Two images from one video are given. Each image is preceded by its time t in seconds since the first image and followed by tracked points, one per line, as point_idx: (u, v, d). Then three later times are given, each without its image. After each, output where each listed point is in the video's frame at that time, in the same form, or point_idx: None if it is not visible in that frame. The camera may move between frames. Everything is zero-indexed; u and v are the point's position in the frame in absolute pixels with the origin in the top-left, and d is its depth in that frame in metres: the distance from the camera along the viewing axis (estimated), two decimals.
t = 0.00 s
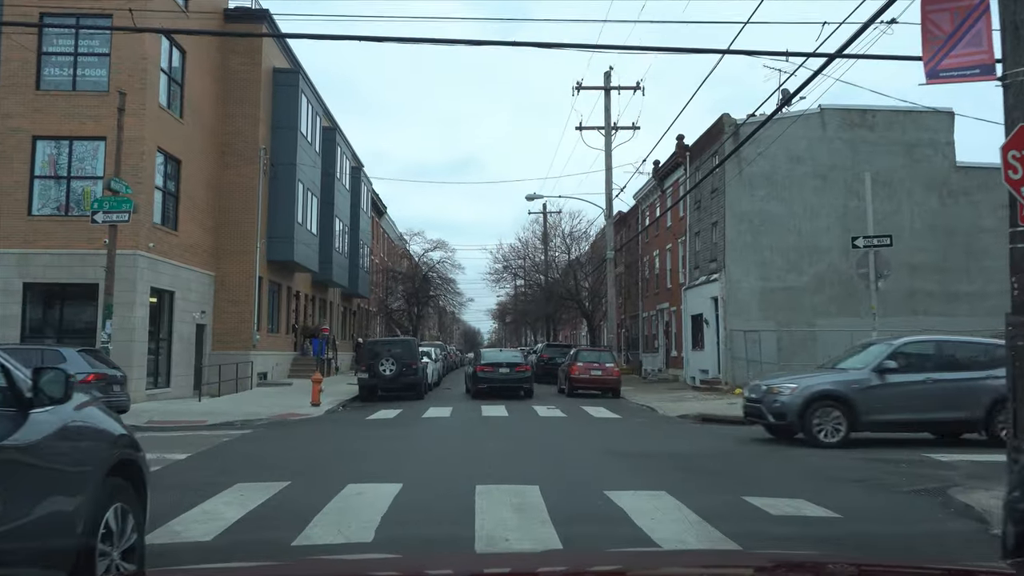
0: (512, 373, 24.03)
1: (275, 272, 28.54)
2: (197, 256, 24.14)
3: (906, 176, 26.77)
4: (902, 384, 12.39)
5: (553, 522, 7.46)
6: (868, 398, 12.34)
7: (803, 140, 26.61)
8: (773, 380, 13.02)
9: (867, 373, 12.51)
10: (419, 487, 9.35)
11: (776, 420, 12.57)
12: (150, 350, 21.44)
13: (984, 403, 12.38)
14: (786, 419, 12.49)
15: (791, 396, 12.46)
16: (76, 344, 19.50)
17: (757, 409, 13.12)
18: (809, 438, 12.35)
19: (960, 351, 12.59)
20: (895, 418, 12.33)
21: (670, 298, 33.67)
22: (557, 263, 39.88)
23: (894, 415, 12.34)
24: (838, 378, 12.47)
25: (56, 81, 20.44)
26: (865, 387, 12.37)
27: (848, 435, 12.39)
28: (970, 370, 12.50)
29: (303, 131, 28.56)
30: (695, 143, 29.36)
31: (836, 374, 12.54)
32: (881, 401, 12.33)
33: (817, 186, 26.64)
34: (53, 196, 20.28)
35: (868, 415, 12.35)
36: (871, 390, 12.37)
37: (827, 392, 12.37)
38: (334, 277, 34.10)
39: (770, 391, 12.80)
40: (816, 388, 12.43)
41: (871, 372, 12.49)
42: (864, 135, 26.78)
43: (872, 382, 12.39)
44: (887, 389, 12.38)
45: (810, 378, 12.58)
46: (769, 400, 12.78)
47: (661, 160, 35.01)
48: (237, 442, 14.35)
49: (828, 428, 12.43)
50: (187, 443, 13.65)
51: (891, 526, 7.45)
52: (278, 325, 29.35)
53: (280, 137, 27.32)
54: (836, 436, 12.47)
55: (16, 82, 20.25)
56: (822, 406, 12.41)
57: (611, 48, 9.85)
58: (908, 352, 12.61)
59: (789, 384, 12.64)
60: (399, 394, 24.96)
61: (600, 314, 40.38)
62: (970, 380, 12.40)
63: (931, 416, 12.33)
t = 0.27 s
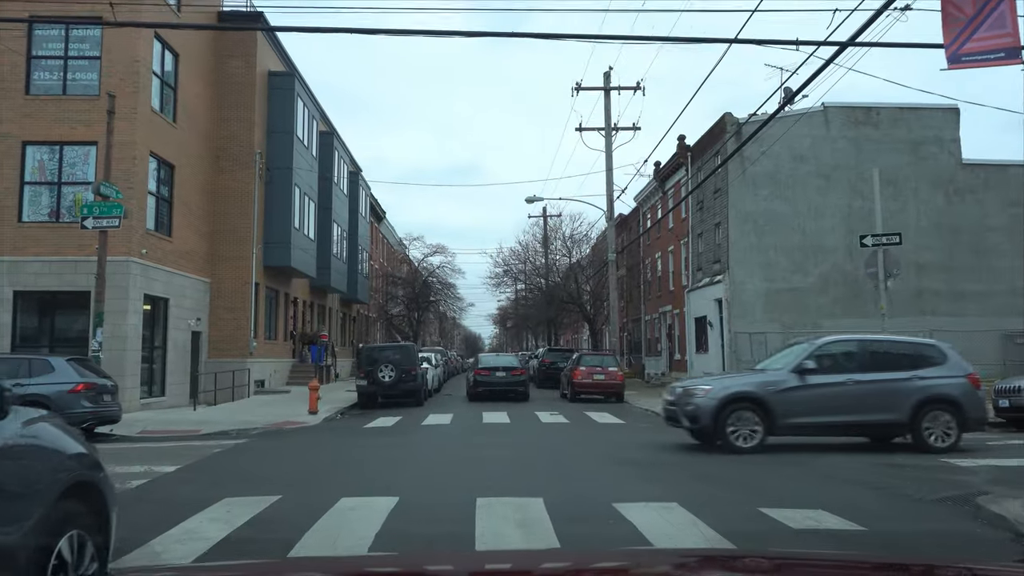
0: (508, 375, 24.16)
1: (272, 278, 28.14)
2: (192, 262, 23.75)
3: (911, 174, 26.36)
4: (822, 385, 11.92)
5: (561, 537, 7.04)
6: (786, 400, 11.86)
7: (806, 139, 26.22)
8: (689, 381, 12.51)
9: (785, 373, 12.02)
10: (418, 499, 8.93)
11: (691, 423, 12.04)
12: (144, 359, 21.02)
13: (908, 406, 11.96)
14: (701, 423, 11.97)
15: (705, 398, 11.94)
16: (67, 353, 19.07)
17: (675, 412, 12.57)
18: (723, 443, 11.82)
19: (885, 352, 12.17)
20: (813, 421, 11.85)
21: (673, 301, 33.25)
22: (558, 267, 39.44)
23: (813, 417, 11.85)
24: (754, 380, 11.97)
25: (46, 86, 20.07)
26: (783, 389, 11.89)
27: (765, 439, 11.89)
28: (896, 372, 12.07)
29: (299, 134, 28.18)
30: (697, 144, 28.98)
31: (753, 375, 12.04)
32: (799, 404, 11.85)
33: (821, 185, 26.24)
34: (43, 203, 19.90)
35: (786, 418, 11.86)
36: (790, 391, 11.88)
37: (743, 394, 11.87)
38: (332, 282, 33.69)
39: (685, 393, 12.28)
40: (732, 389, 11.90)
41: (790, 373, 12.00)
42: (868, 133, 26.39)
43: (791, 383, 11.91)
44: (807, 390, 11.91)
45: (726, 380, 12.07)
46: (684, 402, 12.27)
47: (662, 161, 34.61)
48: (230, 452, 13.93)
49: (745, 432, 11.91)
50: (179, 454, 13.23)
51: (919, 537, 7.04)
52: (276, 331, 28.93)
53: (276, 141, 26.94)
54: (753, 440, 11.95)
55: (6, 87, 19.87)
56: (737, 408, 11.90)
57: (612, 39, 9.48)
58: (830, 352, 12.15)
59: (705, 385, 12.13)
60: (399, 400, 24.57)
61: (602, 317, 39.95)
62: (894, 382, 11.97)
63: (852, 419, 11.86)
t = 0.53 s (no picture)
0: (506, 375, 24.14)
1: (270, 279, 27.77)
2: (187, 262, 23.39)
3: (917, 172, 25.98)
4: (725, 388, 11.34)
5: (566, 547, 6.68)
6: (689, 403, 11.27)
7: (811, 136, 25.85)
8: (589, 381, 11.92)
9: (688, 374, 11.43)
10: (417, 505, 8.56)
11: (587, 427, 11.47)
12: (138, 360, 20.66)
13: (818, 408, 11.45)
14: (596, 426, 11.39)
15: (602, 400, 11.33)
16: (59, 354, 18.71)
17: (574, 414, 11.96)
18: (618, 448, 11.28)
19: (795, 353, 11.62)
20: (713, 425, 11.28)
21: (676, 301, 32.87)
22: (558, 267, 39.04)
23: (716, 421, 11.28)
24: (654, 382, 11.38)
25: (38, 82, 19.71)
26: (685, 391, 11.31)
27: (662, 444, 11.33)
28: (806, 374, 11.54)
29: (296, 133, 27.82)
30: (700, 141, 28.63)
31: (654, 377, 11.46)
32: (702, 407, 11.27)
33: (826, 183, 25.86)
34: (34, 201, 19.53)
35: (686, 421, 11.29)
36: (690, 394, 11.30)
37: (643, 397, 11.28)
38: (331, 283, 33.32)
39: (583, 394, 11.71)
40: (631, 392, 11.31)
41: (692, 374, 11.42)
42: (874, 130, 26.02)
43: (694, 386, 11.33)
44: (708, 393, 11.32)
45: (626, 381, 11.46)
46: (581, 403, 11.71)
47: (663, 160, 34.25)
48: (224, 456, 13.58)
49: (642, 437, 11.35)
50: (170, 459, 12.88)
51: (943, 546, 6.68)
52: (274, 332, 28.56)
53: (273, 139, 26.57)
54: (651, 445, 11.40)
55: None
56: (638, 411, 11.34)
57: (617, 26, 9.11)
58: (737, 352, 11.55)
59: (602, 386, 11.54)
60: (398, 402, 24.21)
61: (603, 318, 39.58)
62: (803, 385, 11.44)
63: (758, 423, 11.32)
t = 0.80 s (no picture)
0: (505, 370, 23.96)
1: (268, 274, 27.47)
2: (184, 257, 23.10)
3: (924, 170, 25.65)
4: (606, 386, 10.78)
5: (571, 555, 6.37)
6: (566, 402, 10.75)
7: (816, 133, 25.52)
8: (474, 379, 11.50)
9: (567, 371, 10.90)
10: (415, 507, 8.25)
11: (464, 426, 11.05)
12: (134, 356, 20.35)
13: (706, 409, 10.79)
14: (473, 425, 10.96)
15: (477, 398, 10.87)
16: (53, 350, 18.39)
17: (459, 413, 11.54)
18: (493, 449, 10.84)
19: (683, 349, 11.00)
20: (592, 426, 10.73)
21: (678, 299, 32.56)
22: (560, 264, 38.72)
23: (596, 421, 10.72)
24: (531, 380, 10.88)
25: (33, 73, 19.40)
26: (564, 390, 10.79)
27: (539, 445, 10.82)
28: (693, 371, 10.94)
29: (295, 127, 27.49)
30: (704, 138, 28.29)
31: (532, 375, 10.97)
32: (581, 405, 10.73)
33: (832, 180, 25.53)
34: (28, 194, 19.22)
35: (565, 421, 10.75)
36: (570, 393, 10.76)
37: (520, 395, 10.80)
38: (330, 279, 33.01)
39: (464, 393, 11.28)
40: (505, 390, 10.85)
41: (574, 373, 10.89)
42: (880, 128, 25.69)
43: (575, 384, 10.80)
44: (589, 392, 10.78)
45: (505, 380, 11.00)
46: (463, 403, 11.28)
47: (666, 157, 33.93)
48: (217, 455, 13.25)
49: (520, 437, 10.87)
50: (162, 458, 12.55)
51: (968, 555, 6.37)
52: (272, 329, 28.26)
53: (272, 133, 26.25)
54: (530, 446, 10.91)
55: None
56: (515, 410, 10.87)
57: (625, 13, 8.80)
58: (623, 350, 10.97)
59: (481, 384, 11.10)
60: (397, 400, 23.90)
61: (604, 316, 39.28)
62: (689, 383, 10.83)
63: (639, 422, 10.72)
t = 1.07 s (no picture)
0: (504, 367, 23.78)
1: (267, 274, 27.20)
2: (181, 257, 22.85)
3: (929, 168, 25.38)
4: (473, 389, 10.43)
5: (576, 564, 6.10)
6: (429, 407, 10.34)
7: (820, 131, 25.26)
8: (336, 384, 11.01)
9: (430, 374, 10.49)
10: (412, 512, 7.98)
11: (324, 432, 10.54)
12: (129, 356, 20.07)
13: (575, 411, 10.50)
14: (332, 431, 10.45)
15: (335, 404, 10.37)
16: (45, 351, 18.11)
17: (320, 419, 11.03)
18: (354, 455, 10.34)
19: (553, 351, 10.72)
20: (458, 429, 10.35)
21: (680, 299, 32.29)
22: (560, 264, 38.42)
23: (460, 425, 10.36)
24: (394, 384, 10.42)
25: (27, 70, 19.14)
26: (427, 395, 10.37)
27: (401, 451, 10.37)
28: (563, 372, 10.64)
29: (293, 126, 27.24)
30: (706, 136, 28.02)
31: (395, 378, 10.54)
32: (446, 408, 10.34)
33: (835, 178, 25.26)
34: (21, 192, 18.94)
35: (428, 426, 10.34)
36: (433, 396, 10.37)
37: (382, 401, 10.32)
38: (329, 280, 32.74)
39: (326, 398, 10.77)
40: (367, 393, 10.39)
41: (439, 375, 10.49)
42: (885, 125, 25.42)
43: (440, 388, 10.40)
44: (455, 394, 10.40)
45: (363, 384, 10.52)
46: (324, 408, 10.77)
47: (668, 156, 33.66)
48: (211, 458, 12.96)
49: (380, 443, 10.39)
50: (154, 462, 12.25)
51: (989, 563, 6.10)
52: (270, 329, 28.00)
53: (270, 132, 26.00)
54: (391, 452, 10.44)
55: None
56: (375, 414, 10.39)
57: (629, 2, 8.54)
58: (489, 352, 10.65)
59: (341, 389, 10.61)
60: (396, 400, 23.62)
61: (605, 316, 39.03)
62: (560, 385, 10.52)
63: (506, 426, 10.38)
